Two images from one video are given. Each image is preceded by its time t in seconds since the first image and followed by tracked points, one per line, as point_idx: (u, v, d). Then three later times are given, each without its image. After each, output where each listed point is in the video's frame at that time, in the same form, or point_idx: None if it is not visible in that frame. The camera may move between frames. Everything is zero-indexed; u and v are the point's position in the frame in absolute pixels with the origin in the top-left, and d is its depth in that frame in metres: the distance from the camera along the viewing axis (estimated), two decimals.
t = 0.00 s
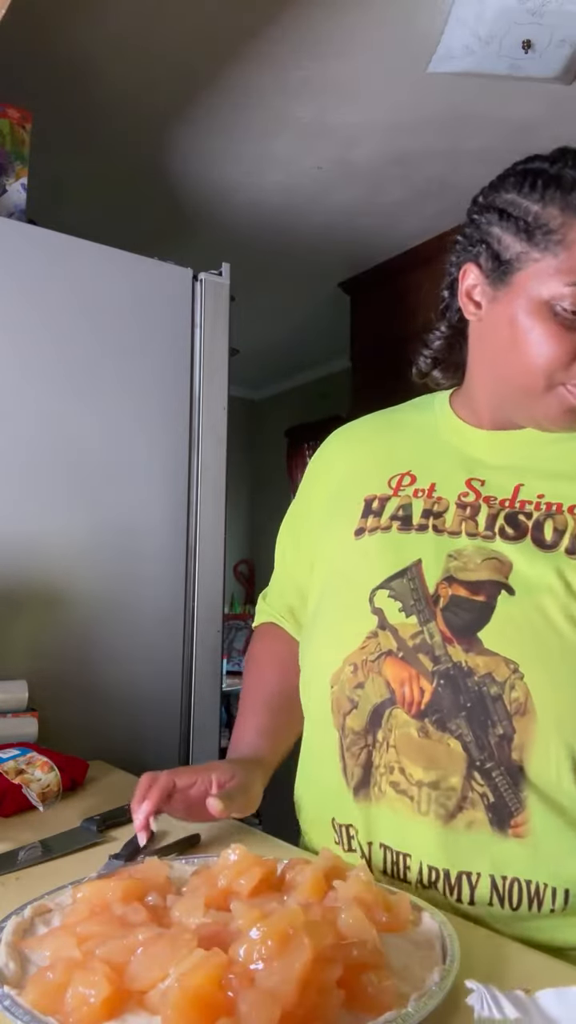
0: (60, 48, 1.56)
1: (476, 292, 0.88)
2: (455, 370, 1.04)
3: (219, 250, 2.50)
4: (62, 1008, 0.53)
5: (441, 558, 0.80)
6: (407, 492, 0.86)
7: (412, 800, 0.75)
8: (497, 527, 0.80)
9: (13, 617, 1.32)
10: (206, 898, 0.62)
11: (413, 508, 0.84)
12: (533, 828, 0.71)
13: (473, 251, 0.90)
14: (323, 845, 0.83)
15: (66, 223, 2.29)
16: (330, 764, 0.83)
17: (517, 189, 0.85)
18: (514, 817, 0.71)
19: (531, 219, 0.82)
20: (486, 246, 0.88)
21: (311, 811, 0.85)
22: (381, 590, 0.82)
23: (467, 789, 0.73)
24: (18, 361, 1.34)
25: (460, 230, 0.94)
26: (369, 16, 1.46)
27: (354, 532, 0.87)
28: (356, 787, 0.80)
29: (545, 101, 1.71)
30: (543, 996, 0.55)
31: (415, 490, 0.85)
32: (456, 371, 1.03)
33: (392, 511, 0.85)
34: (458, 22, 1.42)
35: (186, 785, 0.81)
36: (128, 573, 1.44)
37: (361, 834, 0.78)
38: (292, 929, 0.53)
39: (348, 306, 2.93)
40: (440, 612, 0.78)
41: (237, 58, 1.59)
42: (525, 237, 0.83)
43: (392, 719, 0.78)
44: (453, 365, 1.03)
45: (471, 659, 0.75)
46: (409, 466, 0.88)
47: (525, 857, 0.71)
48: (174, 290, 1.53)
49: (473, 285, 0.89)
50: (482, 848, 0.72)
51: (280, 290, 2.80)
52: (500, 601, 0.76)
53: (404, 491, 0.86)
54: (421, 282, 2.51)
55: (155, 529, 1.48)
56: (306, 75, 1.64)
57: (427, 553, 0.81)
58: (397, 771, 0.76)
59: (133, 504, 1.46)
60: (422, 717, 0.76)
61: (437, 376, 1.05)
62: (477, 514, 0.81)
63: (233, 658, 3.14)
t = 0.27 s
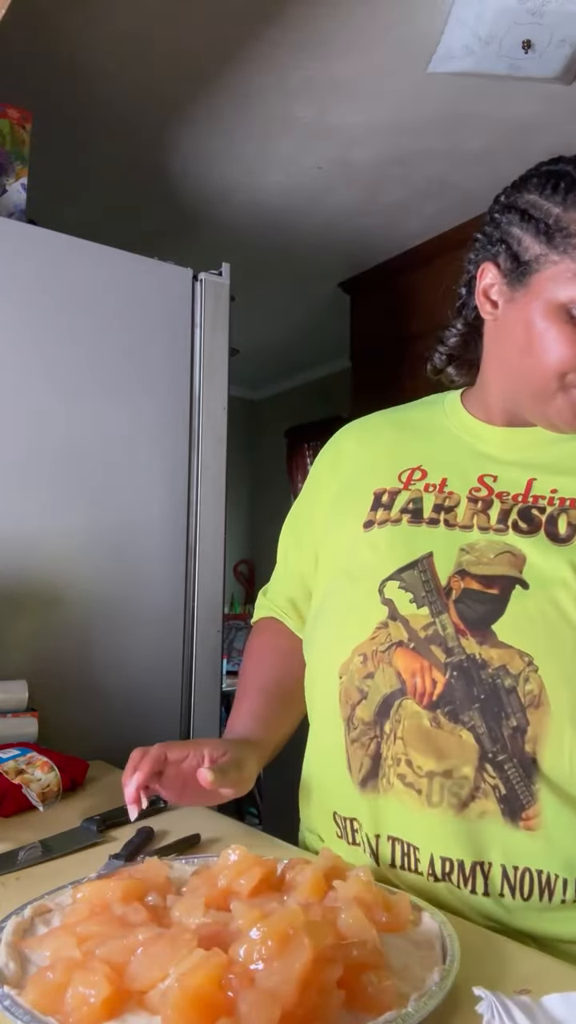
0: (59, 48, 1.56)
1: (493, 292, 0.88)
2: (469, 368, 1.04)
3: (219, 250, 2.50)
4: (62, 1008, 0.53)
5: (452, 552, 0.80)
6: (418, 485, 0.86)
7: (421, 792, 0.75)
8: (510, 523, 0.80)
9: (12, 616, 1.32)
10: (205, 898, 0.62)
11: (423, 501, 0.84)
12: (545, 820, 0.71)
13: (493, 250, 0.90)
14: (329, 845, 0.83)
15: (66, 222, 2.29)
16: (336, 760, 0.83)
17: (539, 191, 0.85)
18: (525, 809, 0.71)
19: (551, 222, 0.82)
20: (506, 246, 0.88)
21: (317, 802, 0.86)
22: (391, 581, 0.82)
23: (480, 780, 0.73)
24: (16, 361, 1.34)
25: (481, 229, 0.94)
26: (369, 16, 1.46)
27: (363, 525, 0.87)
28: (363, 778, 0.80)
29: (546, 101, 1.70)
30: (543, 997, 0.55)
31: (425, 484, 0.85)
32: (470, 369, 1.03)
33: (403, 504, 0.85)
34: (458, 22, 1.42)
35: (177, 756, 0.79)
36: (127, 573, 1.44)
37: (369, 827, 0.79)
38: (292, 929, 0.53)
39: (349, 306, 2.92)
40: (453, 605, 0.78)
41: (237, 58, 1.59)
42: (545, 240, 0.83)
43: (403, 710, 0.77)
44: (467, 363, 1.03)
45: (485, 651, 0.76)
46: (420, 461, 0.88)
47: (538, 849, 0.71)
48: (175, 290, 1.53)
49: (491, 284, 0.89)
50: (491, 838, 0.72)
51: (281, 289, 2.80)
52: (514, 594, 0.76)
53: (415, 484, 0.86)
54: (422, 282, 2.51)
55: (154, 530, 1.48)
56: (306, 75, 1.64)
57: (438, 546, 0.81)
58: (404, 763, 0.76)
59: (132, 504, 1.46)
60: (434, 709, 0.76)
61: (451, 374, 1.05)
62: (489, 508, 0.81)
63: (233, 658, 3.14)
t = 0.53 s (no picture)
0: (59, 48, 1.56)
1: (484, 295, 0.88)
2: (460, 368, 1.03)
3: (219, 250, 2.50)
4: (62, 1008, 0.53)
5: (449, 555, 0.80)
6: (413, 490, 0.86)
7: (426, 792, 0.75)
8: (508, 524, 0.80)
9: (12, 616, 1.32)
10: (205, 898, 0.63)
11: (419, 505, 0.85)
12: (540, 826, 0.71)
13: (485, 254, 0.90)
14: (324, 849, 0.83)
15: (66, 223, 2.29)
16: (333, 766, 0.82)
17: (534, 197, 0.84)
18: (522, 816, 0.71)
19: (546, 230, 0.82)
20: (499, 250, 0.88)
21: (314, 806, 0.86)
22: (388, 586, 0.82)
23: (478, 787, 0.73)
24: (17, 361, 1.34)
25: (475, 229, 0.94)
26: (369, 16, 1.46)
27: (358, 528, 0.87)
28: (364, 780, 0.79)
29: (546, 101, 1.70)
30: (542, 996, 0.55)
31: (421, 489, 0.86)
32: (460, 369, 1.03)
33: (399, 508, 0.85)
34: (457, 22, 1.42)
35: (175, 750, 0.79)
36: (127, 573, 1.44)
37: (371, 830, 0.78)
38: (292, 930, 0.53)
39: (348, 306, 2.92)
40: (456, 606, 0.78)
41: (237, 58, 1.59)
42: (538, 248, 0.82)
43: (407, 713, 0.77)
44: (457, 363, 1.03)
45: (491, 652, 0.75)
46: (414, 466, 0.88)
47: (529, 858, 0.71)
48: (175, 290, 1.53)
49: (483, 288, 0.88)
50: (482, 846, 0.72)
51: (281, 290, 2.80)
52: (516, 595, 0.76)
53: (409, 489, 0.86)
54: (422, 282, 2.50)
55: (154, 530, 1.48)
56: (306, 75, 1.64)
57: (437, 549, 0.81)
58: (407, 765, 0.76)
59: (132, 504, 1.46)
60: (439, 710, 0.75)
61: (443, 374, 1.05)
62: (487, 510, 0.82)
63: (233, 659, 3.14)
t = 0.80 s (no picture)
0: (59, 48, 1.56)
1: (473, 299, 0.88)
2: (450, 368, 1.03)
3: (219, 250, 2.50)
4: (63, 1008, 0.53)
5: (444, 555, 0.81)
6: (405, 492, 0.86)
7: (422, 797, 0.74)
8: (500, 524, 0.81)
9: (12, 616, 1.32)
10: (206, 897, 0.63)
11: (412, 507, 0.85)
12: (547, 818, 0.71)
13: (474, 257, 0.90)
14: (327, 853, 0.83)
15: (66, 223, 2.29)
16: (331, 770, 0.82)
17: (522, 201, 0.84)
18: (529, 806, 0.71)
19: (533, 235, 0.81)
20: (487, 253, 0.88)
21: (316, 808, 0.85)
22: (385, 587, 0.82)
23: (481, 783, 0.73)
24: (18, 361, 1.34)
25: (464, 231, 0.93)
26: (369, 16, 1.46)
27: (351, 530, 0.87)
28: (363, 785, 0.79)
29: (546, 101, 1.70)
30: (544, 997, 0.55)
31: (413, 491, 0.86)
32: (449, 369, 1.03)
33: (391, 510, 0.85)
34: (457, 22, 1.42)
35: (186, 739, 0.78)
36: (127, 573, 1.44)
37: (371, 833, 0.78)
38: (292, 929, 0.53)
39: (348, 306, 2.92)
40: (451, 606, 0.78)
41: (237, 58, 1.59)
42: (526, 253, 0.82)
43: (404, 715, 0.77)
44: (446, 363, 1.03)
45: (486, 651, 0.75)
46: (405, 468, 0.88)
47: (541, 852, 0.71)
48: (174, 290, 1.53)
49: (471, 291, 0.89)
50: (488, 842, 0.72)
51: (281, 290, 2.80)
52: (510, 594, 0.77)
53: (401, 491, 0.86)
54: (421, 282, 2.51)
55: (155, 529, 1.48)
56: (306, 75, 1.64)
57: (430, 550, 0.81)
58: (406, 767, 0.76)
59: (133, 504, 1.46)
60: (437, 710, 0.75)
61: (433, 374, 1.05)
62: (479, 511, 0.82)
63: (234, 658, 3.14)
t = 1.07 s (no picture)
0: (59, 48, 1.56)
1: (472, 305, 0.88)
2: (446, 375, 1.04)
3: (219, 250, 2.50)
4: (62, 1008, 0.53)
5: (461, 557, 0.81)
6: (413, 497, 0.86)
7: (463, 799, 0.74)
8: (514, 525, 0.82)
9: (12, 616, 1.32)
10: (206, 898, 0.62)
11: (421, 512, 0.85)
12: None
13: (473, 264, 0.90)
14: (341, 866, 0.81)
15: (66, 223, 2.29)
16: (352, 779, 0.81)
17: (521, 210, 0.84)
18: (567, 811, 0.73)
19: (533, 244, 0.82)
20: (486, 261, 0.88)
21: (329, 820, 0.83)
22: (406, 592, 0.81)
23: (521, 788, 0.73)
24: (18, 361, 1.34)
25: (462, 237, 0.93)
26: (369, 15, 1.45)
27: (361, 535, 0.86)
28: (393, 793, 0.77)
29: (546, 101, 1.70)
30: (543, 997, 0.55)
31: (421, 496, 0.86)
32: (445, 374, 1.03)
33: (401, 515, 0.85)
34: (457, 21, 1.42)
35: (210, 741, 0.78)
36: (126, 572, 1.44)
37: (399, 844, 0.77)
38: (292, 930, 0.53)
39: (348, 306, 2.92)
40: (479, 610, 0.79)
41: (236, 58, 1.59)
42: (526, 262, 0.82)
43: (439, 720, 0.76)
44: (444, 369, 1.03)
45: (521, 655, 0.77)
46: (412, 473, 0.88)
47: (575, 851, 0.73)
48: (174, 290, 1.53)
49: (470, 298, 0.88)
50: (531, 847, 0.73)
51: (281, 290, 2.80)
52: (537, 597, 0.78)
53: (409, 497, 0.86)
54: (422, 282, 2.51)
55: (154, 529, 1.48)
56: (306, 75, 1.64)
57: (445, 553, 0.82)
58: (444, 773, 0.75)
59: (133, 503, 1.46)
60: (474, 715, 0.76)
61: (430, 378, 1.05)
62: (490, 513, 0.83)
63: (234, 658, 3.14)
